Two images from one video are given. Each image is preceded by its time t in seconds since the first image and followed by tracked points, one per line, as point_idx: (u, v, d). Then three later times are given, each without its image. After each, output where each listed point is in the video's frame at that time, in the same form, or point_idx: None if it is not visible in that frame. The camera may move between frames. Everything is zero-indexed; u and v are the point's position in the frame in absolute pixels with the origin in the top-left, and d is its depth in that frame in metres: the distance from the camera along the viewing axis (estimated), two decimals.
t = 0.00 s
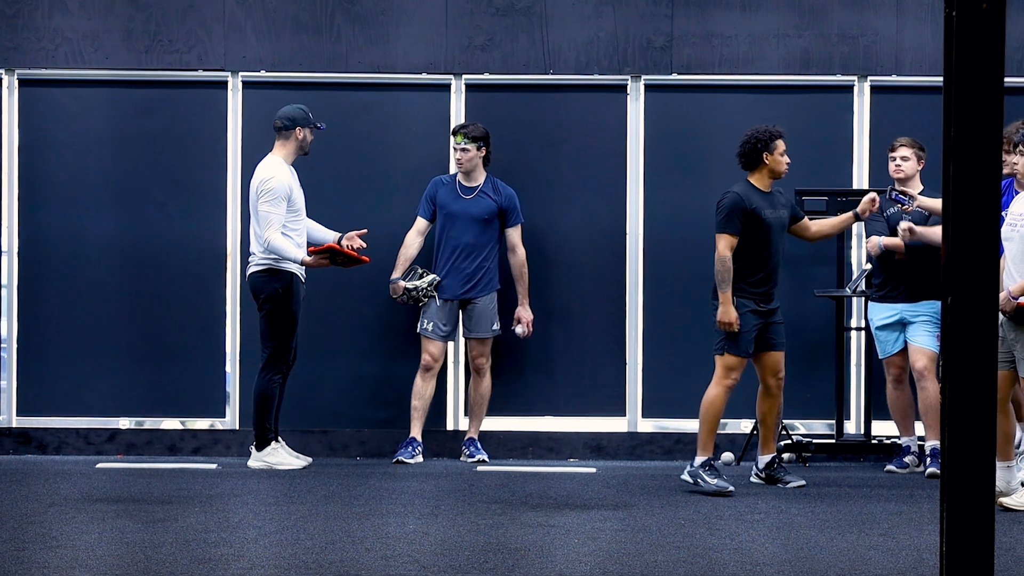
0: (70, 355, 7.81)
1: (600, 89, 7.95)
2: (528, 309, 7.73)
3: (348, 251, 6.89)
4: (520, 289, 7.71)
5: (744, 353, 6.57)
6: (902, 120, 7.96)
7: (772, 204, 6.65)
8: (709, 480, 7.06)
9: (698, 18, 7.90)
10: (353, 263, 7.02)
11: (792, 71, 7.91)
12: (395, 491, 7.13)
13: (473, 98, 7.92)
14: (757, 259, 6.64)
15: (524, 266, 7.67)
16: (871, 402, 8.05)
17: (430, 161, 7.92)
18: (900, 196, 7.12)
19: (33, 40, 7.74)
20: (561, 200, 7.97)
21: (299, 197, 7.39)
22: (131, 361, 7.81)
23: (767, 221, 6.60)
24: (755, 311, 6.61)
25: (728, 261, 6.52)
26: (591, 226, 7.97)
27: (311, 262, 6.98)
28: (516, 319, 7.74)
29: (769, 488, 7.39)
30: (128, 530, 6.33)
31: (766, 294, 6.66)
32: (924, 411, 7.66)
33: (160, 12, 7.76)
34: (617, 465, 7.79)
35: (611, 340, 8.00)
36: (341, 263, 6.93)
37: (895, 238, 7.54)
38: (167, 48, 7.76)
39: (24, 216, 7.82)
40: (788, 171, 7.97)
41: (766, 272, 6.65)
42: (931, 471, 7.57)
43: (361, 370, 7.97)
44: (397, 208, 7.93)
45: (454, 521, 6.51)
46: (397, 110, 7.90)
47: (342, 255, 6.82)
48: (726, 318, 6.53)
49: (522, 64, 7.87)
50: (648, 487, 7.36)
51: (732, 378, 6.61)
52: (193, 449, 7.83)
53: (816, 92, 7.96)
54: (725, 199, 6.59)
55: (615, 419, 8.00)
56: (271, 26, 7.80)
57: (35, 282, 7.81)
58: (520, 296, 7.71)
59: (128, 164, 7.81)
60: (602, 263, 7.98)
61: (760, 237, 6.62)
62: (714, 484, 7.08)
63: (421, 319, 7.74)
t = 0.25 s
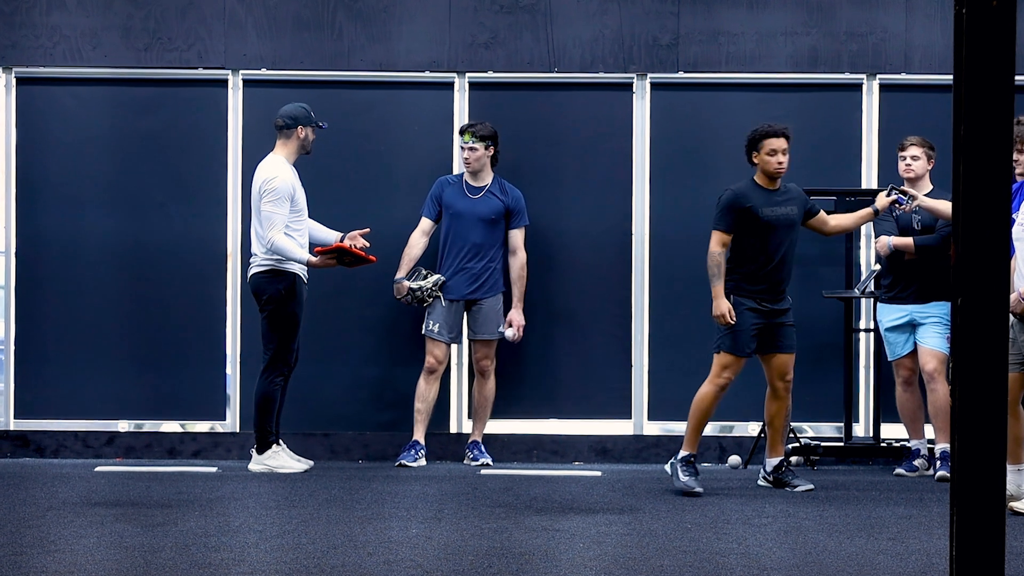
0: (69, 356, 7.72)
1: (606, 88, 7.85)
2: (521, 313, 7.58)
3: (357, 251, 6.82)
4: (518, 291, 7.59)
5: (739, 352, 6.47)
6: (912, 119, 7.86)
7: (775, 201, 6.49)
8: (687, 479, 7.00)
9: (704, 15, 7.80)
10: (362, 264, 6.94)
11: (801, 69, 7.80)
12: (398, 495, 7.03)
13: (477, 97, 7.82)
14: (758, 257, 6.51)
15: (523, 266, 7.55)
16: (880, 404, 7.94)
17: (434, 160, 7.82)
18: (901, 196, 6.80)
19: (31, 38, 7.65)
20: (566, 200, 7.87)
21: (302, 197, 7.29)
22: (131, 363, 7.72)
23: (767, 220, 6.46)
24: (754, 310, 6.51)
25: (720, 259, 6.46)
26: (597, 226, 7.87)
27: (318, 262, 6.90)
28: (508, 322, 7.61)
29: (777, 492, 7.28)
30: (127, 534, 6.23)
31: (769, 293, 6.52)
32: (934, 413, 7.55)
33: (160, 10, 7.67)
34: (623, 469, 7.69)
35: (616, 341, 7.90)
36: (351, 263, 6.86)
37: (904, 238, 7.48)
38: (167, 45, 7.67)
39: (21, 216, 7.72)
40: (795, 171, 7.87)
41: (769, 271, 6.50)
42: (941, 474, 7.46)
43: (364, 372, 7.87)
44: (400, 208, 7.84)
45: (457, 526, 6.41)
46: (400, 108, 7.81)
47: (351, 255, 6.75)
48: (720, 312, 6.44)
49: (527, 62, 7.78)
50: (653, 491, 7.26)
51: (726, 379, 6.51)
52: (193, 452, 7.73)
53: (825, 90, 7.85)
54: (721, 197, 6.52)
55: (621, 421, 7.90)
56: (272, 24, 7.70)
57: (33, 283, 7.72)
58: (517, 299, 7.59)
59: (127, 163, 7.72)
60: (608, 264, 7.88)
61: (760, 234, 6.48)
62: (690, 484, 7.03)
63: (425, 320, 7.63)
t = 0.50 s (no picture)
0: (67, 358, 7.62)
1: (612, 86, 7.75)
2: (513, 310, 7.39)
3: (363, 252, 6.72)
4: (514, 288, 7.40)
5: (718, 358, 6.41)
6: (922, 118, 7.75)
7: (747, 206, 6.36)
8: (683, 487, 6.95)
9: (711, 13, 7.70)
10: (366, 264, 6.84)
11: (809, 67, 7.70)
12: (401, 499, 6.93)
13: (480, 96, 7.72)
14: (732, 261, 6.40)
15: (520, 266, 7.39)
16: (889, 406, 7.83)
17: (437, 159, 7.72)
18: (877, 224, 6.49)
19: (28, 35, 7.55)
20: (572, 200, 7.77)
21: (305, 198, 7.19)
22: (130, 365, 7.63)
23: (736, 224, 6.34)
24: (734, 315, 6.42)
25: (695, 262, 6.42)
26: (602, 226, 7.77)
27: (321, 263, 6.81)
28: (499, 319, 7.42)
29: (786, 496, 7.17)
30: (127, 539, 6.13)
31: (748, 298, 6.40)
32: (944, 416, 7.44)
33: (159, 7, 7.58)
34: (629, 473, 7.58)
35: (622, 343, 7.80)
36: (355, 264, 6.77)
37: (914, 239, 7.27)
38: (167, 43, 7.58)
39: (19, 216, 7.63)
40: (804, 170, 7.77)
41: (745, 276, 6.38)
42: (951, 478, 7.35)
43: (367, 374, 7.77)
44: (403, 208, 7.74)
45: (460, 530, 6.30)
46: (403, 107, 7.71)
47: (357, 255, 6.66)
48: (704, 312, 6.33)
49: (531, 60, 7.68)
50: (660, 495, 7.15)
51: (711, 385, 6.44)
52: (193, 455, 7.64)
53: (833, 89, 7.75)
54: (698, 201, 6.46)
55: (627, 424, 7.80)
56: (274, 21, 7.61)
57: (31, 284, 7.62)
58: (510, 297, 7.41)
59: (126, 163, 7.63)
60: (614, 265, 7.78)
61: (733, 239, 6.38)
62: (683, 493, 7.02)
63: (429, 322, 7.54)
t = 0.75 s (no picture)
0: (65, 360, 7.53)
1: (617, 84, 7.64)
2: (519, 312, 7.33)
3: (368, 251, 6.63)
4: (519, 289, 7.32)
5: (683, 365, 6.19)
6: (932, 116, 7.64)
7: (693, 207, 6.20)
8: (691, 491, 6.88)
9: (718, 9, 7.59)
10: (370, 263, 6.75)
11: (817, 65, 7.59)
12: (403, 502, 6.82)
13: (484, 94, 7.62)
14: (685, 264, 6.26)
15: (527, 265, 7.30)
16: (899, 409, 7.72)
17: (440, 158, 7.62)
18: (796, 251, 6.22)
19: (26, 32, 7.46)
20: (576, 200, 7.66)
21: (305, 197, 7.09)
22: (129, 367, 7.53)
23: (675, 224, 6.24)
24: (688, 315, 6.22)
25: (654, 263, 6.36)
26: (608, 226, 7.66)
27: (326, 264, 6.72)
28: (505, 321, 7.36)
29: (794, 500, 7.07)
30: (125, 543, 6.02)
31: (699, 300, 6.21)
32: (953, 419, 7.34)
33: (159, 4, 7.48)
34: (635, 476, 7.49)
35: (628, 345, 7.69)
36: (360, 263, 6.68)
37: (923, 239, 7.14)
38: (166, 40, 7.48)
39: (16, 216, 7.53)
40: (812, 169, 7.66)
41: (690, 277, 6.23)
42: (961, 481, 7.24)
43: (369, 376, 7.67)
44: (406, 207, 7.64)
45: (464, 534, 6.20)
46: (406, 105, 7.60)
47: (363, 255, 6.57)
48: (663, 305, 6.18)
49: (536, 57, 7.57)
50: (666, 499, 7.05)
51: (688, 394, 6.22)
52: (193, 459, 7.54)
53: (842, 87, 7.64)
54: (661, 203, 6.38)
55: (633, 427, 7.69)
56: (275, 18, 7.51)
57: (28, 284, 7.53)
58: (516, 298, 7.33)
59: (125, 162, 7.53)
60: (619, 265, 7.67)
61: (682, 240, 6.25)
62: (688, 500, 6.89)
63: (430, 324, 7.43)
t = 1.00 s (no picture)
0: (63, 362, 7.43)
1: (623, 82, 7.54)
2: (534, 316, 7.27)
3: (383, 238, 6.51)
4: (530, 293, 7.28)
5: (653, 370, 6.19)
6: (943, 114, 7.53)
7: (650, 208, 6.08)
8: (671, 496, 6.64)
9: (725, 6, 7.49)
10: (384, 251, 6.62)
11: (826, 62, 7.49)
12: (406, 506, 6.72)
13: (488, 92, 7.51)
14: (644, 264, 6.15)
15: (535, 267, 7.25)
16: (909, 412, 7.61)
17: (443, 157, 7.52)
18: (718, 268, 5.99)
19: (23, 30, 7.37)
20: (581, 199, 7.55)
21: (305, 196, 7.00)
22: (128, 369, 7.43)
23: (634, 224, 6.14)
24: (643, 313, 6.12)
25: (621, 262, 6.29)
26: (613, 225, 7.55)
27: (339, 256, 6.60)
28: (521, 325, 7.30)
29: (803, 504, 6.96)
30: (124, 548, 5.92)
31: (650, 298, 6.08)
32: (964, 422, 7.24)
33: (158, 1, 7.38)
34: (641, 480, 7.38)
35: (634, 346, 7.58)
36: (376, 252, 6.56)
37: (934, 239, 7.02)
38: (165, 38, 7.38)
39: (13, 215, 7.44)
40: (820, 169, 7.55)
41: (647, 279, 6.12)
42: (972, 485, 7.13)
43: (371, 378, 7.57)
44: (408, 207, 7.53)
45: (468, 539, 6.09)
46: (409, 104, 7.50)
47: (379, 242, 6.46)
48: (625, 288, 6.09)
49: (540, 55, 7.47)
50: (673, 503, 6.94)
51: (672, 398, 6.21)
52: (193, 462, 7.44)
53: (851, 85, 7.54)
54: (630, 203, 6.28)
55: (639, 430, 7.59)
56: (276, 16, 7.41)
57: (25, 285, 7.43)
58: (528, 301, 7.27)
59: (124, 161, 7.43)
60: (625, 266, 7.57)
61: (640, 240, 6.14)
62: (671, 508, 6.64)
63: (432, 326, 7.34)
